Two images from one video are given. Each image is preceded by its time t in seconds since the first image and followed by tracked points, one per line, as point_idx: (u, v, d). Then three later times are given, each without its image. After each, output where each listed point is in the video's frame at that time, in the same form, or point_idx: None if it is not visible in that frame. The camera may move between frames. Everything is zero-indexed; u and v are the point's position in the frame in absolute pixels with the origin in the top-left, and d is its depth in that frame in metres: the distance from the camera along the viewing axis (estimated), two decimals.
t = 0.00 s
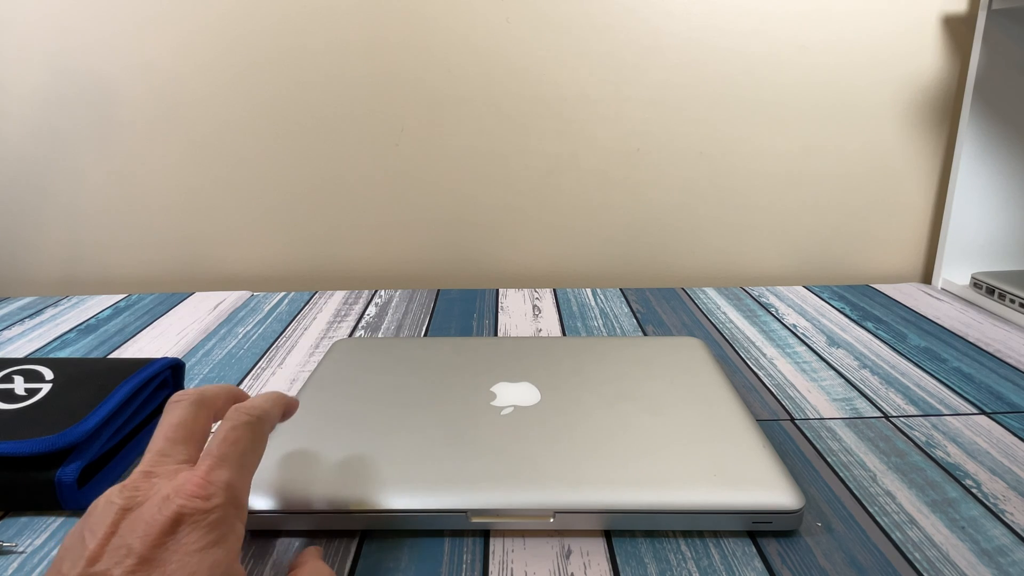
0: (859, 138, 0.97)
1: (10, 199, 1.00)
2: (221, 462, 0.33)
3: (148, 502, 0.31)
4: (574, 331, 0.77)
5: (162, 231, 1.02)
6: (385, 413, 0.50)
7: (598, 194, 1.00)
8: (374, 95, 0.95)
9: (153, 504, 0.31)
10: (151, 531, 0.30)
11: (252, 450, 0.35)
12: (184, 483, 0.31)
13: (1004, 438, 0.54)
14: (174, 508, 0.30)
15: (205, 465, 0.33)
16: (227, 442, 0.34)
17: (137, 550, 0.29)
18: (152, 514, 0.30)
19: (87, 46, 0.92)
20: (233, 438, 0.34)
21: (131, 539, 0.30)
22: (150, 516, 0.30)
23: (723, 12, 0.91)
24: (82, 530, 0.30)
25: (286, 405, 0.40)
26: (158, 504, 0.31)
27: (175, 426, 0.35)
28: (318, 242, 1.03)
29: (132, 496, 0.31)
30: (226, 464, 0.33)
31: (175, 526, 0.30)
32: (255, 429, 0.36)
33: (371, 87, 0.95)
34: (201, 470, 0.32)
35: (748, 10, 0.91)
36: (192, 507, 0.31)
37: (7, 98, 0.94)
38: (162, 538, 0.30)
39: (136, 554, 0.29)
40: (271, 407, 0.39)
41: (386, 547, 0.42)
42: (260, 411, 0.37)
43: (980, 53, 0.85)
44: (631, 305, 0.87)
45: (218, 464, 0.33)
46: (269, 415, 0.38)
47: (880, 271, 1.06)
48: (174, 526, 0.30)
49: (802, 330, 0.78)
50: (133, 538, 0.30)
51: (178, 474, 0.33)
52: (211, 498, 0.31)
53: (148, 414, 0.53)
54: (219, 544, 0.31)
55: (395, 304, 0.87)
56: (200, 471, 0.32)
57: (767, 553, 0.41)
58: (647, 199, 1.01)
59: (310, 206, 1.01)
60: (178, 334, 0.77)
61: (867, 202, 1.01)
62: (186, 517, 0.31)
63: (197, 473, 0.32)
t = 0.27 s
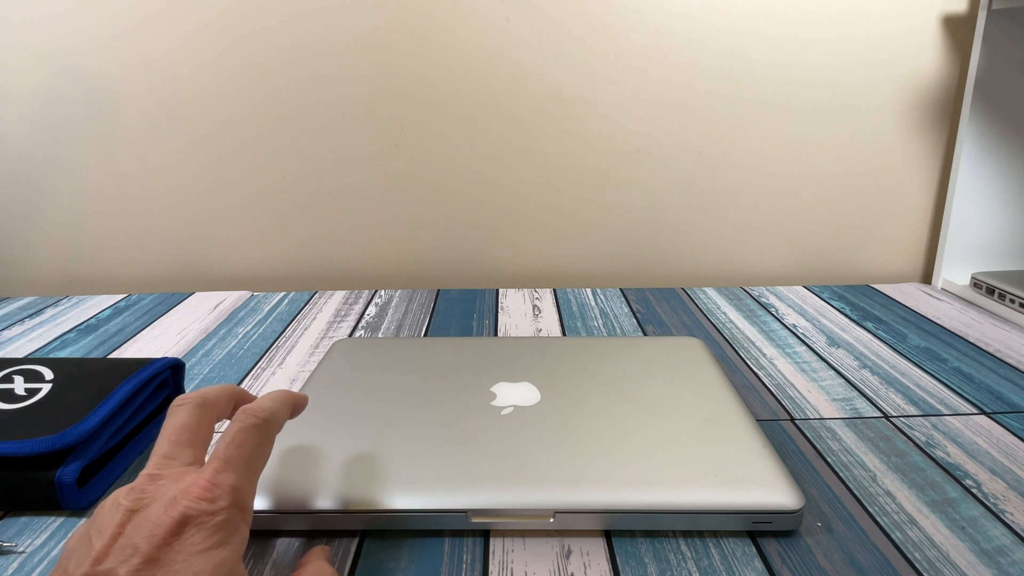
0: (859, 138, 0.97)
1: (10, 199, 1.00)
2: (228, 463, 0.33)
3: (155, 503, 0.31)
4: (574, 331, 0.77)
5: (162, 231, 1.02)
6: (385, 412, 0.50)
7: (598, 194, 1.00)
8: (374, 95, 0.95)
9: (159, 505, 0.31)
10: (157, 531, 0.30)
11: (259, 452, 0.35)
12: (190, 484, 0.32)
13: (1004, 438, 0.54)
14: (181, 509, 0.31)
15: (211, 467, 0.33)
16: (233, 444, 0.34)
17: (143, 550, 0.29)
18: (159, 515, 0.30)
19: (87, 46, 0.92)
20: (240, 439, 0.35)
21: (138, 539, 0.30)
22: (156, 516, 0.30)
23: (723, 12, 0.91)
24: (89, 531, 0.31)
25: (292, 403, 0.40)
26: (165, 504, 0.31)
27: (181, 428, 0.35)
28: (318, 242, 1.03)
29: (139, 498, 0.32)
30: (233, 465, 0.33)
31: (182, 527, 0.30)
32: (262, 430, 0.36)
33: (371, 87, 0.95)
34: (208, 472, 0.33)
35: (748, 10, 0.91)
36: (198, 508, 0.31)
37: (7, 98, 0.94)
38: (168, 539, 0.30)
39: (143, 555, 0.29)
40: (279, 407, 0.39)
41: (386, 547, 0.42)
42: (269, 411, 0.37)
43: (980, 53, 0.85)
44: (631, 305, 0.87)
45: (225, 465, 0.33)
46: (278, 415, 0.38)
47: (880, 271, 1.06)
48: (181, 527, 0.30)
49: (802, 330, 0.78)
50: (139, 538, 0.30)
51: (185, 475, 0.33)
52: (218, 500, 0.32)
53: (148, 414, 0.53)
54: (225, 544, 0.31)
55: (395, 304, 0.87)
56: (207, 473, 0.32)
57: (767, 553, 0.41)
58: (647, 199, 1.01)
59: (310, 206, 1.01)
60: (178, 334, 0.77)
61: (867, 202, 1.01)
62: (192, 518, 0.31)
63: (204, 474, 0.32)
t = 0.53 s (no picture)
0: (859, 138, 0.97)
1: (10, 199, 1.00)
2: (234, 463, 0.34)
3: (160, 503, 0.32)
4: (574, 331, 0.77)
5: (162, 231, 1.02)
6: (385, 412, 0.50)
7: (598, 195, 1.00)
8: (374, 95, 0.95)
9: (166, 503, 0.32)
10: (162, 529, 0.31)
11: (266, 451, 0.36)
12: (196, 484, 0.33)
13: (1004, 438, 0.54)
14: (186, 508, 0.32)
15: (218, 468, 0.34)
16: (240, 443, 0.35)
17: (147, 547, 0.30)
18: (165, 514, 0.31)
19: (87, 46, 0.92)
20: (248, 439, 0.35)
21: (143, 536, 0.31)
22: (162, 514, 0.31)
23: (723, 12, 0.91)
24: (96, 529, 0.32)
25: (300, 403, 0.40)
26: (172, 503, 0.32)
27: (185, 429, 0.36)
28: (319, 242, 1.03)
29: (145, 498, 0.33)
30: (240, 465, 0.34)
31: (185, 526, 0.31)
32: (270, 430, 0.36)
33: (371, 87, 0.95)
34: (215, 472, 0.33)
35: (748, 10, 0.91)
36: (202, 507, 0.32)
37: (7, 98, 0.94)
38: (172, 539, 0.31)
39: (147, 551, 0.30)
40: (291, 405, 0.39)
41: (386, 547, 0.42)
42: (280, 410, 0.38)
43: (980, 53, 0.85)
44: (631, 305, 0.87)
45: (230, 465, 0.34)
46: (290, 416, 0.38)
47: (880, 271, 1.06)
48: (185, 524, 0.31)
49: (802, 329, 0.78)
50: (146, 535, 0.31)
51: (190, 476, 0.34)
52: (221, 501, 0.32)
53: (148, 414, 0.53)
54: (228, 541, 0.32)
55: (395, 304, 0.87)
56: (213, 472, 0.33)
57: (767, 553, 0.42)
58: (647, 199, 1.01)
59: (310, 206, 1.01)
60: (178, 334, 0.77)
61: (867, 202, 1.01)
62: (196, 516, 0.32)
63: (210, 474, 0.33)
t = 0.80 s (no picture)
0: (859, 138, 0.97)
1: (11, 199, 1.00)
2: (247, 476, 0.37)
3: (176, 501, 0.35)
4: (574, 331, 0.77)
5: (162, 231, 1.02)
6: (385, 413, 0.50)
7: (598, 194, 1.00)
8: (373, 95, 0.95)
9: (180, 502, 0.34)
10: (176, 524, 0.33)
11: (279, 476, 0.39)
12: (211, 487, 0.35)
13: (1004, 438, 0.54)
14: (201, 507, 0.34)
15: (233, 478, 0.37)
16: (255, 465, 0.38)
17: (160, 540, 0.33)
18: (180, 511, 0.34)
19: (87, 46, 0.92)
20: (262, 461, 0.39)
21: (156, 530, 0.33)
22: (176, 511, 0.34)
23: (723, 12, 0.91)
24: (113, 525, 0.34)
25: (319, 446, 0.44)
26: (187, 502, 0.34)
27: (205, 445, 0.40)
28: (319, 242, 1.03)
29: (162, 496, 0.35)
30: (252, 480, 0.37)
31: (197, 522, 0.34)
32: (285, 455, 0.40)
33: (371, 86, 0.95)
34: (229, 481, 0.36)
35: (748, 10, 0.91)
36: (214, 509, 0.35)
37: (7, 98, 0.94)
38: (186, 533, 0.33)
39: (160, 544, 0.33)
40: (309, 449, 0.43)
41: (386, 547, 0.42)
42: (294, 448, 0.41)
43: (980, 53, 0.85)
44: (631, 305, 0.87)
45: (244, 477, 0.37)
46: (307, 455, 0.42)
47: (880, 271, 1.06)
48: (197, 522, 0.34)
49: (802, 330, 0.78)
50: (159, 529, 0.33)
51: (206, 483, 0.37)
52: (235, 504, 0.35)
53: (147, 414, 0.53)
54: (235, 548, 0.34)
55: (395, 304, 0.87)
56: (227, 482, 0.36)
57: (767, 553, 0.41)
58: (647, 198, 1.01)
59: (310, 206, 1.01)
60: (178, 334, 0.77)
61: (867, 202, 1.01)
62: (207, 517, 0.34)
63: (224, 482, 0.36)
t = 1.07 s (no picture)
0: (858, 138, 0.97)
1: (11, 199, 1.00)
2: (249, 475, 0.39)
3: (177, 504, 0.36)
4: (574, 331, 0.77)
5: (162, 231, 1.02)
6: (384, 413, 0.50)
7: (598, 194, 1.00)
8: (373, 95, 0.95)
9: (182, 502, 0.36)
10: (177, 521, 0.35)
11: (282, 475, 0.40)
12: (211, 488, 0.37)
13: (1004, 438, 0.54)
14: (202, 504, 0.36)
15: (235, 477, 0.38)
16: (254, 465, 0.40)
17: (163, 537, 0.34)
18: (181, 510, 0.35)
19: (87, 45, 0.92)
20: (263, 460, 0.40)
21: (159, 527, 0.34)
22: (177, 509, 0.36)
23: (723, 12, 0.91)
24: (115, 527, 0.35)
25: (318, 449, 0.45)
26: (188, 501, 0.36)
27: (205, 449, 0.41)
28: (319, 242, 1.03)
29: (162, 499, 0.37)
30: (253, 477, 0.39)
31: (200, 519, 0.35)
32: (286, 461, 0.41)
33: (371, 86, 0.95)
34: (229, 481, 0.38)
35: (748, 10, 0.91)
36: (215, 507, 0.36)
37: (7, 98, 0.94)
38: (187, 532, 0.34)
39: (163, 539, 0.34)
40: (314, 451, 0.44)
41: (386, 547, 0.42)
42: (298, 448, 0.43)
43: (980, 53, 0.85)
44: (631, 305, 0.87)
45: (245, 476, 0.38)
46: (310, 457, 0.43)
47: (880, 271, 1.06)
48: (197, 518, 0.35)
49: (802, 330, 0.78)
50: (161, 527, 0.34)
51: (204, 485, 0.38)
52: (234, 504, 0.37)
53: (148, 414, 0.53)
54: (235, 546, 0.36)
55: (395, 304, 0.87)
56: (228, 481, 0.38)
57: (767, 553, 0.41)
58: (647, 198, 1.01)
59: (310, 206, 1.01)
60: (178, 334, 0.77)
61: (867, 202, 1.01)
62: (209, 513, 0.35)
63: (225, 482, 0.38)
